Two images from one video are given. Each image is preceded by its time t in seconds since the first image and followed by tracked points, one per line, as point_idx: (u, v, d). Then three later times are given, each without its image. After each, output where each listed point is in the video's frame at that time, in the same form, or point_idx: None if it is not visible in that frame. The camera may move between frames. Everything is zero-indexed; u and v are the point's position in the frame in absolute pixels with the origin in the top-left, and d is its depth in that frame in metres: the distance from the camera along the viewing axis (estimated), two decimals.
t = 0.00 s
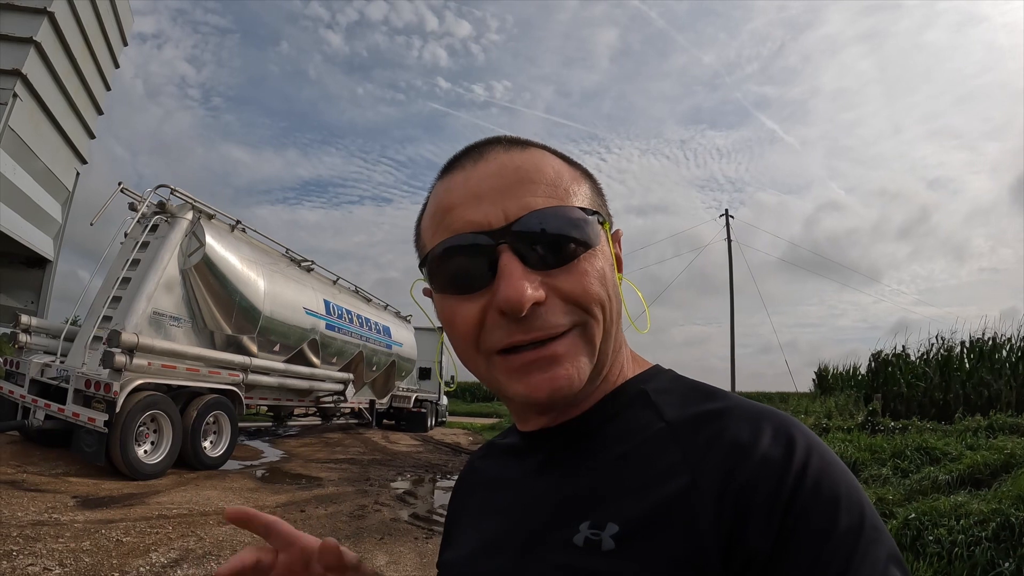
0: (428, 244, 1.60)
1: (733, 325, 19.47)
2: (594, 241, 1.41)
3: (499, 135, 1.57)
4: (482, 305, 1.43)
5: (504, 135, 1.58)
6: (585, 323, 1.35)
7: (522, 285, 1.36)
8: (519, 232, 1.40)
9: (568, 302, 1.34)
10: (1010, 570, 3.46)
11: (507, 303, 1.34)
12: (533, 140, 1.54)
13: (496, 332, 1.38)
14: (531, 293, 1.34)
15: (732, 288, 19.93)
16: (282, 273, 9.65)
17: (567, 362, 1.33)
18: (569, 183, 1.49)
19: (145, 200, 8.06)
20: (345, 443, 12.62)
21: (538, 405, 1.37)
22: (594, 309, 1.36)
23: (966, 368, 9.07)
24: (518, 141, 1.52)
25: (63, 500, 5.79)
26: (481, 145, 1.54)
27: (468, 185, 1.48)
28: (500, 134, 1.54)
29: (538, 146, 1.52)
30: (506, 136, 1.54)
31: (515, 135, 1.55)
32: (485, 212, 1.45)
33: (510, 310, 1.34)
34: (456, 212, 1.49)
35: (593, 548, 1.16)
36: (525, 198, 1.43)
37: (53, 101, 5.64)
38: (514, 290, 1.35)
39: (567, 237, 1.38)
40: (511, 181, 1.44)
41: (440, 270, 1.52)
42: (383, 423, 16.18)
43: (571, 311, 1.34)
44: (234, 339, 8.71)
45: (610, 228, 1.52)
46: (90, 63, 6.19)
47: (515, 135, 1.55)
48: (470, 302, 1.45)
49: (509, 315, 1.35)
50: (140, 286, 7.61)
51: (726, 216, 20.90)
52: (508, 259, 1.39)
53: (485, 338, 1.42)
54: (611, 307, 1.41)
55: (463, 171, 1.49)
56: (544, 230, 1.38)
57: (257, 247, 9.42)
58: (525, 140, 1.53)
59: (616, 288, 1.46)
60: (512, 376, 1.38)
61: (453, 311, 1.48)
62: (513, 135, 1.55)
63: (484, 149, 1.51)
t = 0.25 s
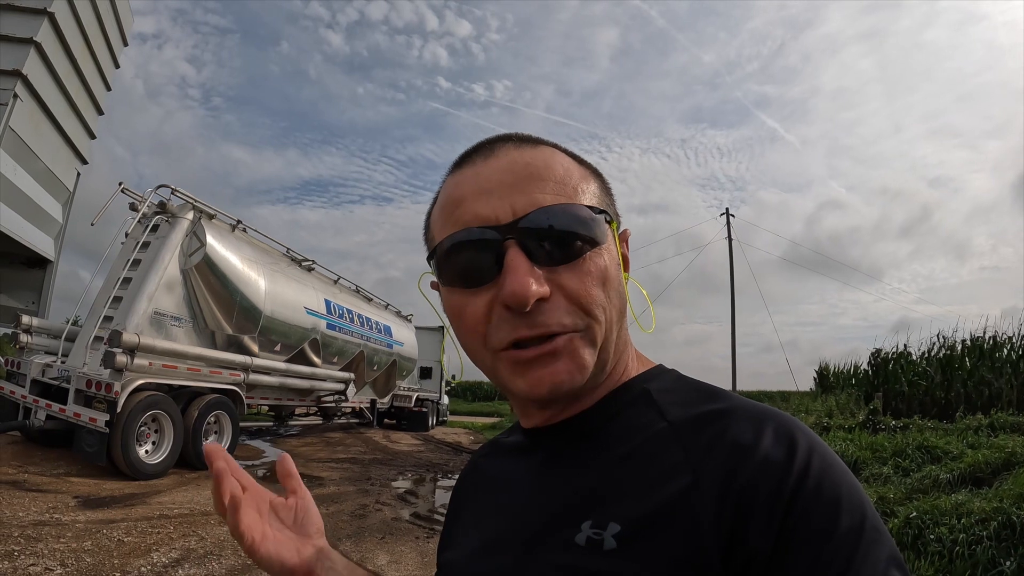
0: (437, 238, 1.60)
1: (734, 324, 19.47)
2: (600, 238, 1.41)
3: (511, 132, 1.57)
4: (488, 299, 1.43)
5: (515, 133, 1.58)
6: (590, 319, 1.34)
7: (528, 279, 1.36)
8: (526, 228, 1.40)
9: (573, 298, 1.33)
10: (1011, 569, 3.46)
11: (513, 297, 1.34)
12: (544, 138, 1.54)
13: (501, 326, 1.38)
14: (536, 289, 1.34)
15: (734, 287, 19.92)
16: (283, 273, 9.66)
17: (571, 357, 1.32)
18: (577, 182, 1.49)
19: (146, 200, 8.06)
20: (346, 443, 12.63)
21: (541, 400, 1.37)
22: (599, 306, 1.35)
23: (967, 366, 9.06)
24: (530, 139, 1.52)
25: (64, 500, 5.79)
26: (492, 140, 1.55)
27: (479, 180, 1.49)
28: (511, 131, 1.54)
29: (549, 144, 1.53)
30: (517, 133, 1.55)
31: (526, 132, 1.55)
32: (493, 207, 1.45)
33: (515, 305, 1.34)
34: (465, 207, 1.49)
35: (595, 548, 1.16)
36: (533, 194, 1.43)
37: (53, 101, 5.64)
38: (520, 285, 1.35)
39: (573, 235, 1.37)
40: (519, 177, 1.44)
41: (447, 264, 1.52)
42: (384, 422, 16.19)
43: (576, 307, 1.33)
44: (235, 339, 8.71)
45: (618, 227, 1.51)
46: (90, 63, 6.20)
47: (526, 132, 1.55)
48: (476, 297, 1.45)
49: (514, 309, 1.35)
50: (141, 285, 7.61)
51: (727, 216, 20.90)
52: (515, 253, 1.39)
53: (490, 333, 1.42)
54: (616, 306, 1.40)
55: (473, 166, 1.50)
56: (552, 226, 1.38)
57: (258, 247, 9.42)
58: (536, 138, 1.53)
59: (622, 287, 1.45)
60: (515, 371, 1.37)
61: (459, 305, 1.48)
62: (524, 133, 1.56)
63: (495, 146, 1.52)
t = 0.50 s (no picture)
0: (436, 236, 1.59)
1: (735, 323, 19.47)
2: (601, 240, 1.41)
3: (513, 130, 1.56)
4: (488, 300, 1.43)
5: (517, 130, 1.57)
6: (589, 322, 1.34)
7: (528, 282, 1.35)
8: (528, 229, 1.40)
9: (573, 301, 1.34)
10: (1012, 567, 3.46)
11: (513, 300, 1.34)
12: (545, 137, 1.54)
13: (500, 328, 1.37)
14: (537, 291, 1.34)
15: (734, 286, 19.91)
16: (284, 273, 9.66)
17: (570, 360, 1.32)
18: (579, 182, 1.49)
19: (146, 200, 8.06)
20: (347, 442, 12.64)
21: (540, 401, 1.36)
22: (599, 310, 1.36)
23: (968, 365, 9.06)
24: (532, 137, 1.51)
25: (65, 500, 5.79)
26: (493, 138, 1.53)
27: (480, 179, 1.48)
28: (513, 129, 1.53)
29: (551, 142, 1.52)
30: (519, 131, 1.53)
31: (528, 130, 1.54)
32: (494, 207, 1.44)
33: (515, 308, 1.33)
34: (467, 206, 1.48)
35: (595, 549, 1.16)
36: (534, 196, 1.43)
37: (53, 101, 5.64)
38: (520, 287, 1.34)
39: (575, 237, 1.37)
40: (522, 178, 1.44)
41: (447, 263, 1.52)
42: (385, 422, 16.20)
43: (575, 310, 1.33)
44: (235, 339, 8.71)
45: (618, 229, 1.52)
46: (90, 63, 6.20)
47: (528, 131, 1.54)
48: (476, 297, 1.45)
49: (514, 312, 1.35)
50: (142, 285, 7.61)
51: (727, 215, 20.91)
52: (515, 255, 1.39)
53: (490, 334, 1.41)
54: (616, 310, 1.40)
55: (474, 165, 1.48)
56: (553, 229, 1.38)
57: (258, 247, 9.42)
58: (538, 136, 1.52)
59: (622, 289, 1.46)
60: (514, 373, 1.37)
61: (458, 305, 1.48)
62: (526, 131, 1.55)
63: (497, 144, 1.50)
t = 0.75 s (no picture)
0: (443, 236, 1.60)
1: (735, 322, 19.46)
2: (608, 244, 1.40)
3: (522, 130, 1.55)
4: (492, 302, 1.43)
5: (526, 130, 1.56)
6: (592, 326, 1.34)
7: (530, 285, 1.36)
8: (533, 232, 1.40)
9: (576, 304, 1.34)
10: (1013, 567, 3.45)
11: (517, 303, 1.34)
12: (555, 138, 1.53)
13: (504, 330, 1.38)
14: (540, 294, 1.34)
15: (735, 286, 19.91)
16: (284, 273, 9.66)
17: (573, 363, 1.33)
18: (587, 185, 1.48)
19: (147, 200, 8.07)
20: (347, 442, 12.64)
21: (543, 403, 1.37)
22: (603, 313, 1.35)
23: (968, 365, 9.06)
24: (541, 138, 1.50)
25: (66, 500, 5.80)
26: (503, 138, 1.53)
27: (488, 180, 1.47)
28: (522, 130, 1.52)
29: (560, 143, 1.51)
30: (528, 132, 1.53)
31: (537, 131, 1.54)
32: (500, 209, 1.44)
33: (518, 311, 1.34)
34: (474, 206, 1.48)
35: (597, 551, 1.15)
36: (540, 198, 1.42)
37: (53, 101, 5.64)
38: (522, 290, 1.35)
39: (580, 240, 1.37)
40: (529, 180, 1.43)
41: (453, 263, 1.52)
42: (385, 421, 16.20)
43: (578, 314, 1.33)
44: (236, 339, 8.71)
45: (626, 232, 1.51)
46: (90, 63, 6.20)
47: (537, 131, 1.54)
48: (480, 299, 1.46)
49: (515, 314, 1.35)
50: (142, 285, 7.61)
51: (727, 215, 20.91)
52: (520, 258, 1.39)
53: (493, 335, 1.42)
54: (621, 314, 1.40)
55: (481, 166, 1.48)
56: (557, 234, 1.38)
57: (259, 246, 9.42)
58: (547, 137, 1.52)
59: (628, 293, 1.45)
60: (517, 375, 1.38)
61: (463, 306, 1.49)
62: (536, 131, 1.54)
63: (506, 144, 1.50)
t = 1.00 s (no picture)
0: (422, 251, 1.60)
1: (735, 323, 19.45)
2: (571, 267, 1.32)
3: (490, 136, 1.46)
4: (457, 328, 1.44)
5: (495, 135, 1.46)
6: (549, 357, 1.30)
7: (481, 319, 1.34)
8: (486, 261, 1.36)
9: (529, 337, 1.30)
10: (1014, 567, 3.45)
11: (466, 339, 1.33)
12: (522, 143, 1.42)
13: (463, 360, 1.39)
14: (490, 329, 1.32)
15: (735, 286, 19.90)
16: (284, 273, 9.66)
17: (528, 396, 1.32)
18: (556, 196, 1.37)
19: (147, 201, 8.06)
20: (348, 442, 12.64)
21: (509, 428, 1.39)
22: (562, 344, 1.30)
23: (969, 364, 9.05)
24: (503, 148, 1.40)
25: (66, 501, 5.80)
26: (467, 150, 1.45)
27: (445, 203, 1.42)
28: (486, 139, 1.43)
29: (526, 151, 1.40)
30: (492, 141, 1.43)
31: (504, 137, 1.43)
32: (456, 236, 1.41)
33: (468, 346, 1.34)
34: (435, 231, 1.45)
35: (593, 564, 1.16)
36: (494, 223, 1.37)
37: (53, 102, 5.64)
38: (472, 325, 1.34)
39: (535, 269, 1.31)
40: (483, 203, 1.37)
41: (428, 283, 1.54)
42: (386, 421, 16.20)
43: (530, 347, 1.30)
44: (236, 339, 8.71)
45: (604, 242, 1.39)
46: (90, 64, 6.20)
47: (504, 137, 1.43)
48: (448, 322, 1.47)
49: (466, 349, 1.35)
50: (142, 286, 7.61)
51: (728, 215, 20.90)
52: (471, 292, 1.38)
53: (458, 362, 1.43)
54: (589, 337, 1.33)
55: (439, 188, 1.43)
56: (510, 263, 1.33)
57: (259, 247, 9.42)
58: (512, 144, 1.41)
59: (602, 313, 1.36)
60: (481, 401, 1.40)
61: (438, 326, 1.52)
62: (503, 136, 1.44)
63: (466, 160, 1.43)
